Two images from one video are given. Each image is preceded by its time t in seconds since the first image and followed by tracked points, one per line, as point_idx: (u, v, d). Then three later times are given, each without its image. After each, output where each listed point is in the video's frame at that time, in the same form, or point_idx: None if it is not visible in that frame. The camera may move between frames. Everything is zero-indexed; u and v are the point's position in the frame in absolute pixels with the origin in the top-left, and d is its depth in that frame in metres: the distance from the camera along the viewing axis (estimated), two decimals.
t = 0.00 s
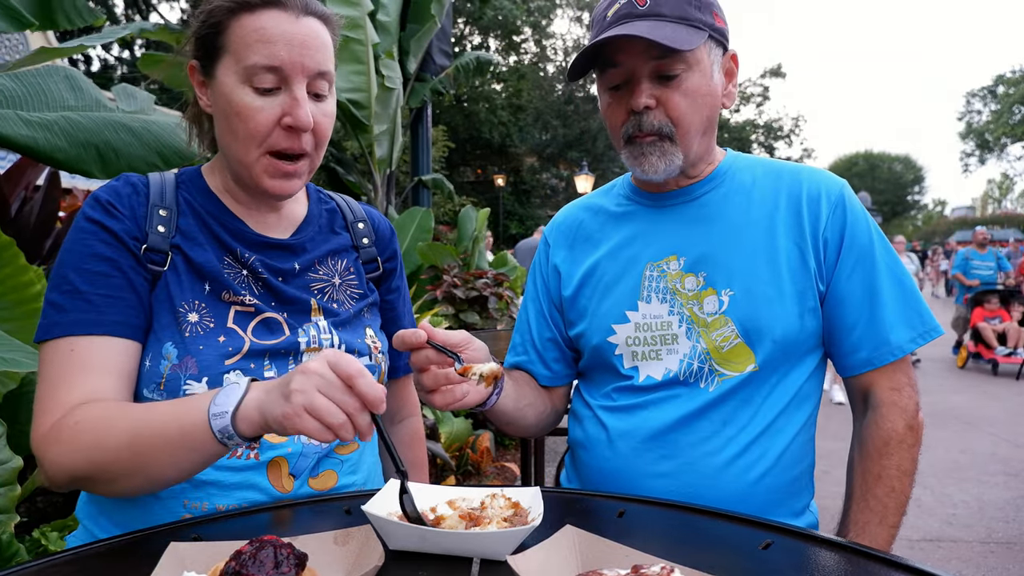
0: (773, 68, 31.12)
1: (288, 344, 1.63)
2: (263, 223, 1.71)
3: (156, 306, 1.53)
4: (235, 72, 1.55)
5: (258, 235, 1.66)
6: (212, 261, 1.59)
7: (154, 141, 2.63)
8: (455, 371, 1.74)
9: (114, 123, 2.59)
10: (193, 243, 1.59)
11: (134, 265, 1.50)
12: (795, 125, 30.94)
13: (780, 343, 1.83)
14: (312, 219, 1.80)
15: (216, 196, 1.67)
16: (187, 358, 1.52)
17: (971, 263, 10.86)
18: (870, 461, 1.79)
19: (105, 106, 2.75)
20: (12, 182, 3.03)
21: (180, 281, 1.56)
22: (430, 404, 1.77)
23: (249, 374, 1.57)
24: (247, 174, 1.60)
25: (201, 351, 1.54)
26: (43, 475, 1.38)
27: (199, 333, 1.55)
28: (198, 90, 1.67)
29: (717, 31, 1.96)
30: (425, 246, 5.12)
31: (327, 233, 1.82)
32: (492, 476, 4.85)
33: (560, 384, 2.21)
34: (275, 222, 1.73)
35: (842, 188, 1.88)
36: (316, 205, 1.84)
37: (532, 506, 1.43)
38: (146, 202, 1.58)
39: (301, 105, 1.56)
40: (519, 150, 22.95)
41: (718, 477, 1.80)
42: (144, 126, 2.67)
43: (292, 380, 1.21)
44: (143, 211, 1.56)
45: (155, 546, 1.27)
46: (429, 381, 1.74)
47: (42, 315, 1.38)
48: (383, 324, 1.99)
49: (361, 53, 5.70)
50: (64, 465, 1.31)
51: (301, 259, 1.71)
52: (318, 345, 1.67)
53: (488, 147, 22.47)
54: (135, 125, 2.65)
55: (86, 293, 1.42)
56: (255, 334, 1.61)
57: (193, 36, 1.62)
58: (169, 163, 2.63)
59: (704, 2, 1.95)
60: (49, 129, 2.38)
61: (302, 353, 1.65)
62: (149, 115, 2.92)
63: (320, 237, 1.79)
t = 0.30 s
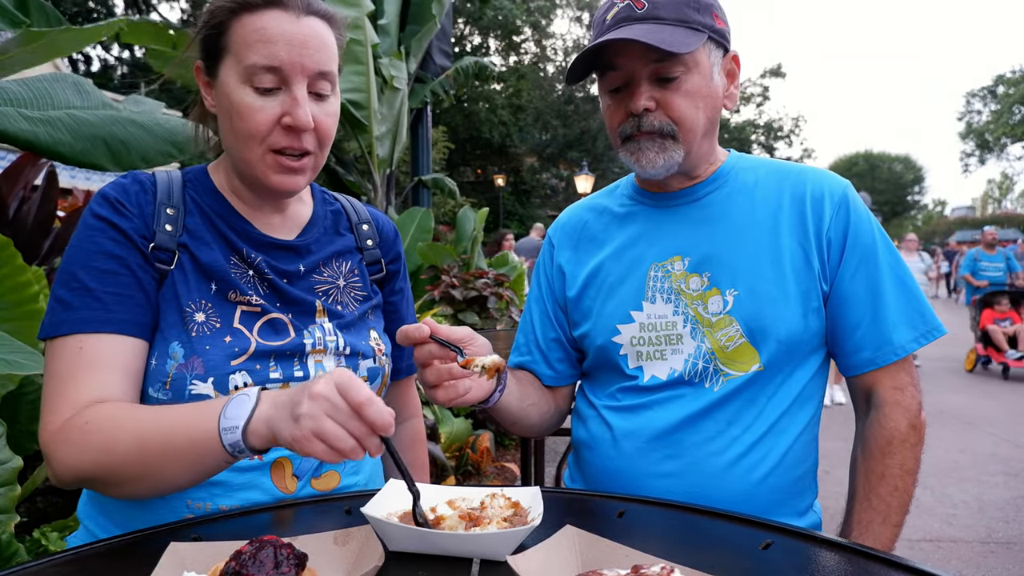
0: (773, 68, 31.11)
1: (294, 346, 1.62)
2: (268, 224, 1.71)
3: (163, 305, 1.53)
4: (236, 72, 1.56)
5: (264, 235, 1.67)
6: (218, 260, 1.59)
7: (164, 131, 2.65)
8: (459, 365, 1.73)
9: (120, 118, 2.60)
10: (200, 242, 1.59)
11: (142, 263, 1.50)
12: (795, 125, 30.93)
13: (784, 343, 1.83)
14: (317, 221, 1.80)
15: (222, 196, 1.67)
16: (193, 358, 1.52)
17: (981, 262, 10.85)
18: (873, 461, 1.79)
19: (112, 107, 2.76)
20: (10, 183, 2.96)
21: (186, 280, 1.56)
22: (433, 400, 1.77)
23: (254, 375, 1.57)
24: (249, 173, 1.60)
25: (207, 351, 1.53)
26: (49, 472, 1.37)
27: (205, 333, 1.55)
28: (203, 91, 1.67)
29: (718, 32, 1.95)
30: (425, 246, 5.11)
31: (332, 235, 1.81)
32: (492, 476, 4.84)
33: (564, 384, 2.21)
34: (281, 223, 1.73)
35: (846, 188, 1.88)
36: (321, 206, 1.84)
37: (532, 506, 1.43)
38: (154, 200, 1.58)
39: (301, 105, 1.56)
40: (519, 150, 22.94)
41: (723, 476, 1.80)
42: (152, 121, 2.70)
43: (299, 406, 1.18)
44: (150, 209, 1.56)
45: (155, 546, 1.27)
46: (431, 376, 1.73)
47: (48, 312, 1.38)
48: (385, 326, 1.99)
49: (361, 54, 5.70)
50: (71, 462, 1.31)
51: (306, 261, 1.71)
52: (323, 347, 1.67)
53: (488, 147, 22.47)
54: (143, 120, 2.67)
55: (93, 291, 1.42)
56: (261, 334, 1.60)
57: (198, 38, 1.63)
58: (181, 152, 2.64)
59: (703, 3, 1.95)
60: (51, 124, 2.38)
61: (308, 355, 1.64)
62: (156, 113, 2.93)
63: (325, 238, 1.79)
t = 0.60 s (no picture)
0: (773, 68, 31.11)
1: (297, 346, 1.62)
2: (274, 224, 1.71)
3: (166, 304, 1.53)
4: (236, 70, 1.56)
5: (269, 235, 1.67)
6: (224, 259, 1.59)
7: (162, 124, 2.64)
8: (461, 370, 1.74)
9: (119, 113, 2.60)
10: (205, 241, 1.59)
11: (146, 261, 1.50)
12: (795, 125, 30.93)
13: (788, 345, 1.83)
14: (321, 222, 1.80)
15: (228, 196, 1.67)
16: (197, 357, 1.52)
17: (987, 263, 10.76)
18: (876, 461, 1.79)
19: (112, 102, 2.76)
20: (11, 183, 2.96)
21: (191, 279, 1.56)
22: (434, 402, 1.77)
23: (257, 376, 1.56)
24: (250, 171, 1.60)
25: (212, 350, 1.53)
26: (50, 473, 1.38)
27: (210, 332, 1.55)
28: (208, 89, 1.68)
29: (721, 33, 1.95)
30: (425, 246, 5.11)
31: (336, 237, 1.81)
32: (492, 476, 4.84)
33: (566, 385, 2.20)
34: (285, 224, 1.74)
35: (849, 189, 1.88)
36: (325, 207, 1.84)
37: (532, 506, 1.43)
38: (158, 197, 1.58)
39: (298, 102, 1.56)
40: (519, 150, 22.94)
41: (726, 477, 1.80)
42: (152, 115, 2.69)
43: (285, 443, 1.16)
44: (155, 207, 1.56)
45: (154, 546, 1.27)
46: (434, 379, 1.73)
47: (50, 310, 1.38)
48: (387, 327, 1.99)
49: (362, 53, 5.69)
50: (73, 462, 1.31)
51: (310, 262, 1.71)
52: (326, 349, 1.66)
53: (488, 147, 22.46)
54: (142, 115, 2.67)
55: (96, 290, 1.42)
56: (265, 334, 1.60)
57: (202, 37, 1.64)
58: (182, 146, 2.64)
59: (707, 5, 1.95)
60: (51, 120, 2.38)
61: (311, 356, 1.64)
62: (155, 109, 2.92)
63: (329, 240, 1.78)
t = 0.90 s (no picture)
0: (773, 68, 31.11)
1: (297, 346, 1.61)
2: (275, 224, 1.72)
3: (167, 303, 1.53)
4: (238, 72, 1.56)
5: (271, 235, 1.67)
6: (224, 258, 1.59)
7: (160, 137, 2.63)
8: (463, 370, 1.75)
9: (118, 122, 2.59)
10: (205, 240, 1.59)
11: (147, 261, 1.50)
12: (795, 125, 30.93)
13: (789, 345, 1.83)
14: (322, 223, 1.79)
15: (229, 196, 1.67)
16: (197, 355, 1.52)
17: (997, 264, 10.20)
18: (877, 461, 1.79)
19: (111, 108, 2.76)
20: (10, 183, 3.02)
21: (192, 277, 1.56)
22: (437, 404, 1.78)
23: (257, 375, 1.56)
24: (252, 171, 1.60)
25: (211, 349, 1.53)
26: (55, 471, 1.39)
27: (210, 331, 1.55)
28: (209, 90, 1.67)
29: (720, 34, 1.95)
30: (425, 246, 5.12)
31: (337, 237, 1.81)
32: (492, 476, 4.85)
33: (568, 385, 2.20)
34: (287, 224, 1.74)
35: (850, 189, 1.88)
36: (326, 208, 1.84)
37: (532, 507, 1.43)
38: (160, 197, 1.59)
39: (300, 104, 1.56)
40: (519, 150, 22.94)
41: (727, 477, 1.80)
42: (151, 126, 2.67)
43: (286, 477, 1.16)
44: (156, 206, 1.56)
45: (155, 547, 1.27)
46: (436, 380, 1.74)
47: (52, 310, 1.39)
48: (389, 328, 1.99)
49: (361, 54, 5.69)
50: (77, 462, 1.32)
51: (311, 262, 1.71)
52: (326, 348, 1.66)
53: (488, 147, 22.45)
54: (141, 125, 2.66)
55: (98, 290, 1.43)
56: (265, 333, 1.60)
57: (204, 38, 1.64)
58: (179, 159, 2.62)
59: (705, 6, 1.95)
60: (51, 128, 2.38)
61: (311, 355, 1.64)
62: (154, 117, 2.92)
63: (330, 240, 1.78)
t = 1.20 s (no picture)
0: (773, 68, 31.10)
1: (297, 345, 1.61)
2: (275, 224, 1.72)
3: (167, 303, 1.53)
4: (238, 73, 1.56)
5: (271, 236, 1.67)
6: (224, 258, 1.59)
7: (158, 128, 2.65)
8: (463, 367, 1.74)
9: (114, 116, 2.60)
10: (204, 239, 1.59)
11: (145, 261, 1.50)
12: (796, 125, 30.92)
13: (789, 345, 1.83)
14: (322, 223, 1.79)
15: (229, 196, 1.67)
16: (196, 355, 1.52)
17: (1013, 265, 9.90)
18: (877, 461, 1.79)
19: (105, 103, 2.76)
20: (11, 183, 3.03)
21: (191, 277, 1.56)
22: (437, 401, 1.77)
23: (256, 374, 1.56)
24: (252, 172, 1.60)
25: (211, 349, 1.53)
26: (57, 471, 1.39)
27: (209, 331, 1.55)
28: (208, 90, 1.67)
29: (718, 34, 1.95)
30: (425, 246, 5.12)
31: (337, 237, 1.81)
32: (492, 476, 4.85)
33: (568, 385, 2.20)
34: (287, 224, 1.74)
35: (849, 189, 1.88)
36: (326, 208, 1.84)
37: (532, 506, 1.43)
38: (158, 197, 1.59)
39: (300, 106, 1.56)
40: (519, 150, 22.93)
41: (728, 477, 1.80)
42: (147, 119, 2.69)
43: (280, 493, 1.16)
44: (154, 207, 1.56)
45: (154, 547, 1.27)
46: (436, 378, 1.74)
47: (51, 311, 1.39)
48: (389, 327, 1.99)
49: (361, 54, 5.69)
50: (77, 462, 1.32)
51: (310, 262, 1.71)
52: (326, 348, 1.66)
53: (488, 147, 22.44)
54: (138, 117, 2.67)
55: (97, 291, 1.43)
56: (264, 333, 1.60)
57: (202, 39, 1.64)
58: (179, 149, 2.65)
59: (704, 7, 1.95)
60: (50, 124, 2.37)
61: (310, 355, 1.63)
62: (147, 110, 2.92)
63: (329, 240, 1.78)
